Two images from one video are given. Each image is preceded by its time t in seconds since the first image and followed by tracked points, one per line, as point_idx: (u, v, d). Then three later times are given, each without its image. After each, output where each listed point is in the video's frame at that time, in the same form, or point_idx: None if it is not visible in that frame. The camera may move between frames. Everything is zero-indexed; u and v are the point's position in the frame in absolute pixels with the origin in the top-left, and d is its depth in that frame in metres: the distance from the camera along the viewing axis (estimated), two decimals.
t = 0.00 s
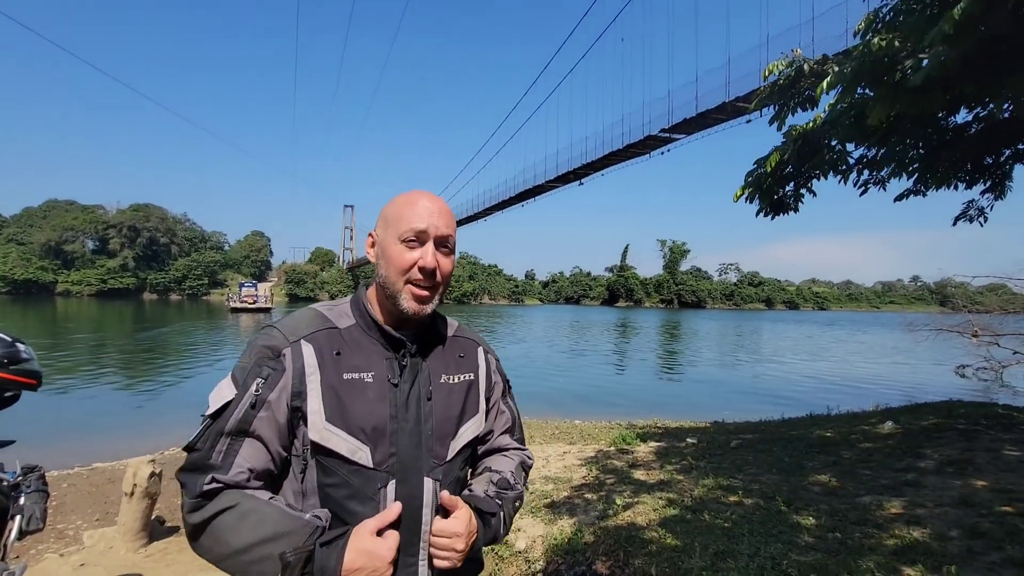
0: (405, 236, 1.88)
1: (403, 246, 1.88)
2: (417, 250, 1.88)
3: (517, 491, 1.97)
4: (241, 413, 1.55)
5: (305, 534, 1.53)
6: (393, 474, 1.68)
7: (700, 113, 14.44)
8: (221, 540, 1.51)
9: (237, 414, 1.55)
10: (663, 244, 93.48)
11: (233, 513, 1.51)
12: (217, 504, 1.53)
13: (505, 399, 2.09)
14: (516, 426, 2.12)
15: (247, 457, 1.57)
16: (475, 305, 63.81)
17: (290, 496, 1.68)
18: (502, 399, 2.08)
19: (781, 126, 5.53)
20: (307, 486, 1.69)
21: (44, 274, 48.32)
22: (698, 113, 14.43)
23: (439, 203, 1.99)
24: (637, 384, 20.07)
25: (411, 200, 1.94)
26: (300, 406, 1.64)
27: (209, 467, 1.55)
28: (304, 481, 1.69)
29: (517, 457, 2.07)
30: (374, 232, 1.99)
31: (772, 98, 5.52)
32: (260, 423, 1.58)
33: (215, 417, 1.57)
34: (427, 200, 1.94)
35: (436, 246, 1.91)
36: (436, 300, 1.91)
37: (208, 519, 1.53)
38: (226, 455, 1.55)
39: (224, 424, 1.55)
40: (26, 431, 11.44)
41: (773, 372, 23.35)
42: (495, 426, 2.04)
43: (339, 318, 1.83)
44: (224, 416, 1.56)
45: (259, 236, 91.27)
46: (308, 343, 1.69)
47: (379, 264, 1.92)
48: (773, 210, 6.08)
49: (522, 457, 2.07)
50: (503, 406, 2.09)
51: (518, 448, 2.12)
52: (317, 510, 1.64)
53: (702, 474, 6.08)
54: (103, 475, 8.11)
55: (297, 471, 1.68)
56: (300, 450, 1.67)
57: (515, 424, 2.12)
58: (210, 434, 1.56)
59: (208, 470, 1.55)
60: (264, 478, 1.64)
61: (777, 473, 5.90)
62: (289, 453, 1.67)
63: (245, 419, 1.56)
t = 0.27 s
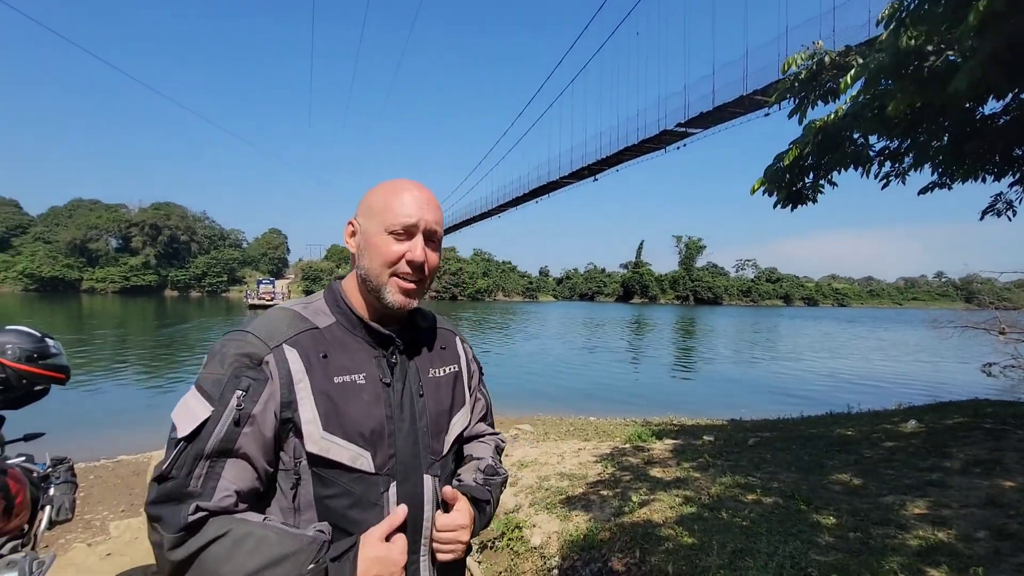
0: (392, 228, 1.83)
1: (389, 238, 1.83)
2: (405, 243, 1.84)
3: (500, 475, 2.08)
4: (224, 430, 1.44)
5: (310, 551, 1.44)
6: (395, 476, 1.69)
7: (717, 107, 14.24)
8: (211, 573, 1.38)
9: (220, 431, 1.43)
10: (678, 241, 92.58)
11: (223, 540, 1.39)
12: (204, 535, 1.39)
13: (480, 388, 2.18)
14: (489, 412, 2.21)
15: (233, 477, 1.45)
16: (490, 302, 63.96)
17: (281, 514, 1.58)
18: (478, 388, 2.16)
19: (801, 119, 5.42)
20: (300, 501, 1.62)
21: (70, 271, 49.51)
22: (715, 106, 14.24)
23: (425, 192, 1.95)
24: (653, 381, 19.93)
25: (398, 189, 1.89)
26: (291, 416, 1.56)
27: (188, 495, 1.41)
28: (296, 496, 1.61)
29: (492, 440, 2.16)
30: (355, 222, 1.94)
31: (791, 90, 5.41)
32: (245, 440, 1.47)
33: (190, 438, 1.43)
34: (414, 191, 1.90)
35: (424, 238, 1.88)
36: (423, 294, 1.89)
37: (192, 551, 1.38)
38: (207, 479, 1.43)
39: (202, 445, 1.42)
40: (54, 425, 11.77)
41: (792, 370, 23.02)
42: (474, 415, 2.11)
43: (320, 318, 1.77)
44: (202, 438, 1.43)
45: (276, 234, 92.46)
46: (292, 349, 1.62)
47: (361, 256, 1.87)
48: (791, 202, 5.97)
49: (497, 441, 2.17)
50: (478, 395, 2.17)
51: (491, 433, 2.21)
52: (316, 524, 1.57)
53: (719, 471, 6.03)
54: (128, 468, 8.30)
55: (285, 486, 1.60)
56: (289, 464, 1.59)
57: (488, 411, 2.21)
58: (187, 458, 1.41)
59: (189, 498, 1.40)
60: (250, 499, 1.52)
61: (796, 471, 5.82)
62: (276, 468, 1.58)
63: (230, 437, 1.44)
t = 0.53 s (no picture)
0: (405, 230, 1.81)
1: (402, 240, 1.81)
2: (418, 246, 1.83)
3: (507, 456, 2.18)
4: (260, 452, 1.40)
5: (358, 558, 1.46)
6: (425, 473, 1.73)
7: (747, 97, 13.89)
8: None
9: (255, 454, 1.40)
10: (707, 235, 90.80)
11: (270, 561, 1.37)
12: (250, 554, 1.37)
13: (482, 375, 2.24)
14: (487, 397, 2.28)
15: (271, 496, 1.44)
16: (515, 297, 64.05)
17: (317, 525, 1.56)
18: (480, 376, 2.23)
19: (839, 109, 5.24)
20: (336, 508, 1.61)
21: (113, 269, 51.63)
22: (746, 97, 13.89)
23: (436, 192, 1.93)
24: (681, 378, 19.65)
25: (410, 190, 1.86)
26: (324, 427, 1.55)
27: (227, 520, 1.37)
28: (331, 503, 1.60)
29: (493, 423, 2.25)
30: (366, 222, 1.91)
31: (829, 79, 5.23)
32: (281, 457, 1.45)
33: (224, 464, 1.38)
34: (426, 192, 1.87)
35: (437, 240, 1.86)
36: (436, 294, 1.89)
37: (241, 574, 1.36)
38: (247, 501, 1.40)
39: (239, 468, 1.39)
40: (101, 416, 12.33)
41: (826, 368, 22.36)
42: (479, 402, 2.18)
43: (337, 323, 1.75)
44: (237, 461, 1.39)
45: (306, 231, 94.48)
46: (317, 360, 1.60)
47: (372, 258, 1.86)
48: (826, 194, 5.80)
49: (497, 424, 2.26)
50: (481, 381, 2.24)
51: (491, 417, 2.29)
52: (357, 531, 1.57)
53: (751, 470, 5.92)
54: (169, 457, 8.63)
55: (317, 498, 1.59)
56: (322, 475, 1.58)
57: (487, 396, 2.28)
58: (223, 484, 1.37)
59: (229, 523, 1.37)
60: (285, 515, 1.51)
61: (831, 472, 5.66)
62: (309, 480, 1.57)
63: (267, 458, 1.41)
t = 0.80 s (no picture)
0: (430, 226, 1.84)
1: (428, 236, 1.84)
2: (443, 240, 1.85)
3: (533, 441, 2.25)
4: (315, 435, 1.44)
5: (411, 536, 1.49)
6: (466, 455, 1.79)
7: (772, 85, 13.58)
8: (325, 568, 1.40)
9: (311, 437, 1.43)
10: (729, 227, 89.25)
11: (329, 539, 1.41)
12: (310, 535, 1.41)
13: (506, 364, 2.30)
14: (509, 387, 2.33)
15: (326, 478, 1.47)
16: (534, 290, 64.03)
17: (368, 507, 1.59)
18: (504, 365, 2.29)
19: (871, 98, 5.09)
20: (384, 490, 1.64)
21: (142, 263, 53.11)
22: (771, 85, 13.58)
23: (459, 187, 1.94)
24: (702, 372, 19.45)
25: (434, 186, 1.89)
26: (372, 412, 1.59)
27: (287, 502, 1.41)
28: (380, 486, 1.63)
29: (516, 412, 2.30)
30: (393, 220, 1.94)
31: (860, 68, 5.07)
32: (334, 442, 1.49)
33: (282, 449, 1.42)
34: (449, 187, 1.89)
35: (462, 234, 1.88)
36: (462, 287, 1.92)
37: (302, 554, 1.39)
38: (303, 484, 1.43)
39: (296, 451, 1.42)
40: (133, 405, 12.76)
41: (853, 362, 21.86)
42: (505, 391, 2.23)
43: (375, 315, 1.79)
44: (294, 446, 1.43)
45: (327, 226, 95.76)
46: (362, 350, 1.64)
47: (401, 254, 1.89)
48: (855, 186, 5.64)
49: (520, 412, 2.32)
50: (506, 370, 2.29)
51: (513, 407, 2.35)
52: (406, 512, 1.61)
53: (774, 465, 5.85)
54: (199, 446, 8.91)
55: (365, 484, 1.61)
56: (371, 459, 1.62)
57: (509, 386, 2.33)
58: (282, 467, 1.41)
59: (289, 505, 1.41)
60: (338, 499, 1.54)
61: (858, 467, 5.56)
62: (358, 466, 1.60)
63: (322, 442, 1.45)
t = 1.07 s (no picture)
0: (461, 219, 1.88)
1: (460, 229, 1.89)
2: (474, 232, 1.90)
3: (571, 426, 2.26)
4: (367, 402, 1.50)
5: (455, 500, 1.52)
6: (506, 431, 1.82)
7: (797, 70, 13.23)
8: (376, 526, 1.45)
9: (363, 405, 1.49)
10: (750, 216, 87.55)
11: (380, 500, 1.46)
12: (364, 493, 1.46)
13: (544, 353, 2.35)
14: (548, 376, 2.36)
15: (378, 444, 1.53)
16: (551, 281, 63.92)
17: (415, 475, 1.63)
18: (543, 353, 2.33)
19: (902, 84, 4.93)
20: (431, 459, 1.67)
21: (167, 254, 54.42)
22: (795, 69, 13.23)
23: (490, 182, 1.98)
24: (722, 363, 19.25)
25: (464, 182, 1.95)
26: (419, 384, 1.65)
27: (344, 463, 1.48)
28: (427, 456, 1.67)
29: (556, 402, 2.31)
30: (430, 217, 2.02)
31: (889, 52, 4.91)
32: (385, 410, 1.55)
33: (339, 414, 1.49)
34: (479, 182, 1.93)
35: (491, 227, 1.92)
36: (494, 276, 1.95)
37: (355, 512, 1.45)
38: (357, 448, 1.49)
39: (351, 417, 1.49)
40: (162, 393, 13.17)
41: (877, 353, 21.38)
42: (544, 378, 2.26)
43: (418, 300, 1.86)
44: (349, 411, 1.50)
45: (345, 217, 96.70)
46: (408, 329, 1.70)
47: (438, 248, 1.96)
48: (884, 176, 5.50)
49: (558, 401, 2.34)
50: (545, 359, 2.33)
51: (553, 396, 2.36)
52: (450, 479, 1.65)
53: (796, 457, 5.80)
54: (226, 432, 9.17)
55: (413, 456, 1.65)
56: (417, 430, 1.66)
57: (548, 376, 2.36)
58: (337, 430, 1.48)
59: (346, 466, 1.47)
60: (389, 465, 1.59)
61: (882, 460, 5.49)
62: (407, 436, 1.65)
63: (372, 409, 1.51)
